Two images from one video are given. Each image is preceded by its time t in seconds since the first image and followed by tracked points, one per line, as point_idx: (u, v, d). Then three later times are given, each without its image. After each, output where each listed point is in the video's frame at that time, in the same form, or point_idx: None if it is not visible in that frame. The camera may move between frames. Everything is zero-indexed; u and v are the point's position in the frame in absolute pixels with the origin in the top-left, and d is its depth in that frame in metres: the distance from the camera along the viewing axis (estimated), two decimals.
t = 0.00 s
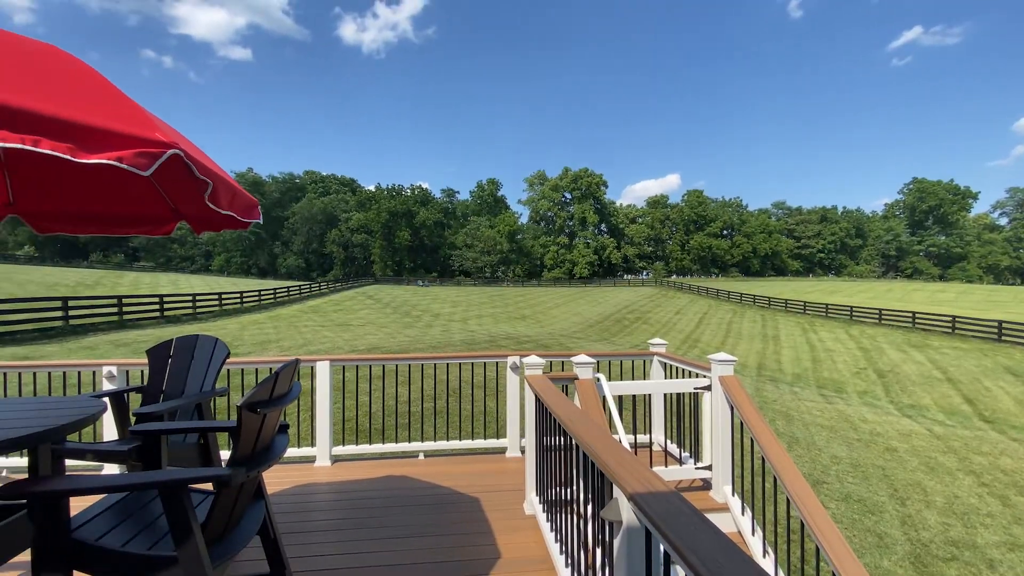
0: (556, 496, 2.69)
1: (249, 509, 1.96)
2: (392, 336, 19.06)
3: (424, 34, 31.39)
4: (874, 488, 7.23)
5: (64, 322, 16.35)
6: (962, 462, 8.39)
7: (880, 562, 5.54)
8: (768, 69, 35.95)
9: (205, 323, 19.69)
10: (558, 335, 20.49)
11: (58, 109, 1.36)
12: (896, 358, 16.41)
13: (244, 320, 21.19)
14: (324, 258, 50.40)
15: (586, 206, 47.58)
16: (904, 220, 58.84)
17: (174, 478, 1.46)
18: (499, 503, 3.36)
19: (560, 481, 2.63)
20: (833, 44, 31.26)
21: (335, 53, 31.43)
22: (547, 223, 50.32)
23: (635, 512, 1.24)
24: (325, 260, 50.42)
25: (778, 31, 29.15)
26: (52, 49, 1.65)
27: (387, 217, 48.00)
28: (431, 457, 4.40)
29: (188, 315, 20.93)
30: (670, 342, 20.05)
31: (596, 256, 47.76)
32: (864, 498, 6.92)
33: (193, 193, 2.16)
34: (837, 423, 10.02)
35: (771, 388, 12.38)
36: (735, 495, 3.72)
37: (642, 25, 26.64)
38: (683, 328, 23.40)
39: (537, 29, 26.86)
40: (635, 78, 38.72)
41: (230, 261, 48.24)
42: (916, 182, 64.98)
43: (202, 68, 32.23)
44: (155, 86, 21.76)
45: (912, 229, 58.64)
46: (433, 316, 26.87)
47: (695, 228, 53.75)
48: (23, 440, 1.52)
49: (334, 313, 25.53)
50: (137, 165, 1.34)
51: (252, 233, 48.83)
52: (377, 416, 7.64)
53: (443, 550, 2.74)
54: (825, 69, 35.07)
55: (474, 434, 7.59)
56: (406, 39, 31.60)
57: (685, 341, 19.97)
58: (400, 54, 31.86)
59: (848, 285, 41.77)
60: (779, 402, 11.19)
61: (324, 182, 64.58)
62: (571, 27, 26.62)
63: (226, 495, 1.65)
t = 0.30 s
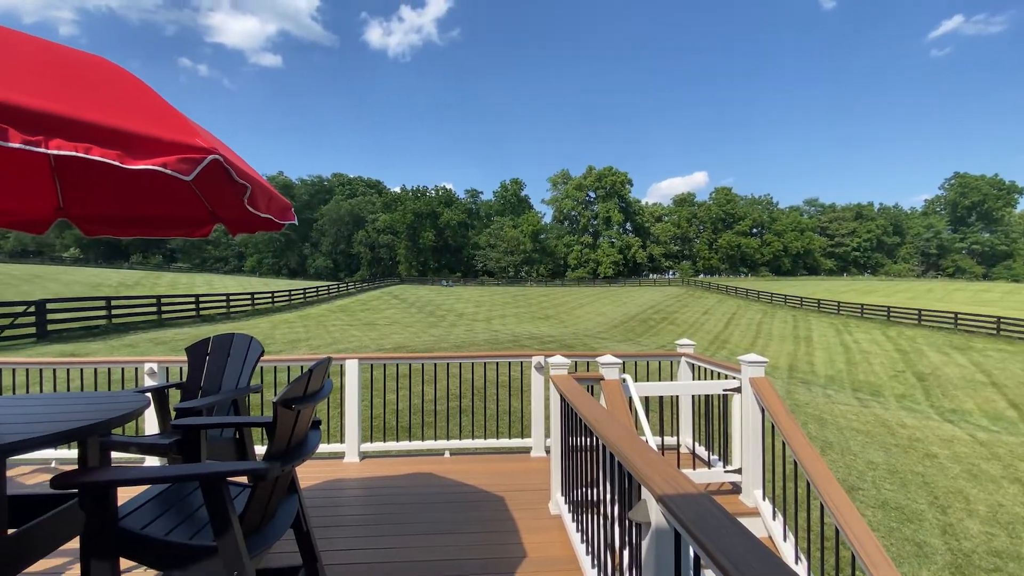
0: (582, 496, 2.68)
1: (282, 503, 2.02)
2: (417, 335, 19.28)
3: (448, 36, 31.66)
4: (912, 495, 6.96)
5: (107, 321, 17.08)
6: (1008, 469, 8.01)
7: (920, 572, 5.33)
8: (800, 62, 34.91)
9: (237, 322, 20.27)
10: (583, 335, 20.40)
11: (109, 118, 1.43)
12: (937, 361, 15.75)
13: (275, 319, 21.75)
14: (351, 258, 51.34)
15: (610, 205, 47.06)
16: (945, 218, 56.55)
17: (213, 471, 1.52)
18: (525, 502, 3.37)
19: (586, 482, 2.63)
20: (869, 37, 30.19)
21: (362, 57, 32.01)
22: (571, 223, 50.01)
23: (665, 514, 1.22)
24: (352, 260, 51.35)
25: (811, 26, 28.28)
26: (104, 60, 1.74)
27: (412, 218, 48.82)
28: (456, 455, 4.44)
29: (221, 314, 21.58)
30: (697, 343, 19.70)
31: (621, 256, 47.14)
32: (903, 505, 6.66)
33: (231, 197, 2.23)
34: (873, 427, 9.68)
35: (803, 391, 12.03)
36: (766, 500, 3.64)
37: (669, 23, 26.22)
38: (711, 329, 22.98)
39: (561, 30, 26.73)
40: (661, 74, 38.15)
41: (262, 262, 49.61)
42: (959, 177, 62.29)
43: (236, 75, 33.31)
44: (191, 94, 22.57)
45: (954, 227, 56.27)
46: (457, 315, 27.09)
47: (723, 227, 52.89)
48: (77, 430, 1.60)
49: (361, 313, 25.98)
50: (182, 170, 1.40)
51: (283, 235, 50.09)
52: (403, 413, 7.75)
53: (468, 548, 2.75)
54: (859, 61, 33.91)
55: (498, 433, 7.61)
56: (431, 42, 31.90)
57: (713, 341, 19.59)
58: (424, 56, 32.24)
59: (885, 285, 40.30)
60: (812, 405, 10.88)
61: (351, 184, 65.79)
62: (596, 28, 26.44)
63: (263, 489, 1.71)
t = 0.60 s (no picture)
0: (608, 497, 2.67)
1: (315, 497, 2.07)
2: (442, 334, 19.46)
3: (473, 37, 31.88)
4: (953, 503, 6.68)
5: (146, 320, 17.76)
6: None
7: None
8: (833, 55, 33.85)
9: (268, 321, 20.80)
10: (607, 335, 20.26)
11: (157, 127, 1.50)
12: (980, 363, 15.06)
13: (304, 318, 22.25)
14: (377, 259, 52.13)
15: (635, 204, 46.44)
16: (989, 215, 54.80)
17: (248, 464, 1.57)
18: (550, 502, 3.37)
19: (613, 484, 2.60)
20: (907, 28, 29.10)
21: (387, 59, 32.52)
22: (595, 222, 49.57)
23: (693, 517, 1.21)
24: (378, 261, 52.14)
25: (845, 20, 27.38)
26: (148, 70, 1.81)
27: (436, 219, 49.42)
28: (481, 454, 4.47)
29: (253, 313, 22.19)
30: (725, 344, 19.32)
31: (646, 255, 46.46)
32: (942, 513, 6.41)
33: (266, 201, 2.30)
34: (911, 432, 9.32)
35: (836, 394, 11.65)
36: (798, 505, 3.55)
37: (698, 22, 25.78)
38: (739, 330, 22.51)
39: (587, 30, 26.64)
40: (689, 69, 37.58)
41: (292, 262, 50.83)
42: (1004, 172, 59.72)
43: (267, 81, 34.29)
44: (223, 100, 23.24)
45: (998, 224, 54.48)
46: (480, 315, 27.21)
47: (753, 225, 51.96)
48: (122, 425, 1.67)
49: (387, 312, 26.38)
50: (220, 174, 1.45)
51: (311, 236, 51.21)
52: (429, 412, 7.84)
53: (493, 547, 2.77)
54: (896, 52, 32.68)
55: (521, 433, 7.59)
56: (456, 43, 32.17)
57: (742, 342, 19.18)
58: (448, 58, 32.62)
59: (924, 284, 38.78)
60: (845, 408, 10.54)
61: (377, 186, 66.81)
62: (622, 27, 26.32)
63: (296, 483, 1.76)
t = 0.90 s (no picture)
0: (634, 499, 2.65)
1: (344, 493, 2.11)
2: (465, 334, 19.56)
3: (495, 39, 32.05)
4: (996, 512, 6.38)
5: (181, 318, 18.37)
6: None
7: None
8: (865, 47, 32.82)
9: (295, 320, 21.26)
10: (631, 335, 20.06)
11: (195, 133, 1.56)
12: None
13: (330, 318, 22.65)
14: (401, 259, 52.78)
15: (660, 202, 45.76)
16: None
17: (281, 459, 1.61)
18: (574, 503, 3.35)
19: (639, 486, 2.58)
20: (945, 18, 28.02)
21: (411, 61, 33.02)
22: (619, 220, 49.14)
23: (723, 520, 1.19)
24: (402, 261, 52.81)
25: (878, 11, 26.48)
26: (186, 78, 1.88)
27: (459, 219, 49.99)
28: (505, 453, 4.49)
29: (282, 312, 22.73)
30: (753, 345, 18.89)
31: (671, 255, 45.73)
32: (984, 523, 6.13)
33: (297, 203, 2.36)
34: (950, 438, 8.94)
35: (870, 397, 11.28)
36: (831, 511, 3.45)
37: (723, 21, 25.49)
38: (767, 330, 22.01)
39: (610, 29, 26.63)
40: (714, 64, 37.02)
41: (319, 263, 51.88)
42: None
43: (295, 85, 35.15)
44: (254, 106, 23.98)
45: None
46: (503, 315, 27.24)
47: (782, 223, 51.10)
48: (162, 419, 1.73)
49: (411, 312, 26.67)
50: (255, 178, 1.49)
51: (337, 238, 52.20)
52: (452, 411, 7.89)
53: (519, 546, 2.78)
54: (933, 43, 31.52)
55: (545, 433, 7.56)
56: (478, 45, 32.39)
57: (770, 343, 18.74)
58: (471, 58, 33.00)
59: (965, 283, 37.26)
60: (880, 412, 10.18)
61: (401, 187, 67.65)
62: (645, 25, 26.21)
63: (327, 478, 1.80)
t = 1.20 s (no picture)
0: (658, 502, 2.62)
1: (370, 490, 2.14)
2: (487, 334, 19.62)
3: (517, 39, 32.10)
4: None
5: (212, 318, 18.94)
6: None
7: None
8: (900, 39, 31.69)
9: (320, 320, 21.68)
10: (654, 336, 19.83)
11: (230, 138, 1.60)
12: None
13: (355, 317, 23.05)
14: (423, 259, 53.28)
15: (684, 200, 45.06)
16: None
17: (309, 455, 1.65)
18: (597, 504, 3.34)
19: (664, 488, 2.55)
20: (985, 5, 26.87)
21: (433, 62, 33.20)
22: (642, 220, 48.48)
23: (751, 524, 1.16)
24: (425, 261, 53.31)
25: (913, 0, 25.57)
26: (220, 85, 1.94)
27: (480, 219, 50.35)
28: (526, 452, 4.51)
29: (308, 312, 23.24)
30: (781, 345, 18.47)
31: (695, 254, 44.96)
32: None
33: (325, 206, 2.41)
34: (992, 444, 8.56)
35: (905, 401, 10.89)
36: (864, 517, 3.34)
37: (750, 19, 25.01)
38: (796, 331, 21.48)
39: (633, 27, 26.34)
40: (741, 60, 36.24)
41: (343, 263, 52.80)
42: None
43: (321, 90, 35.92)
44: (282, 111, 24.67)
45: None
46: (524, 315, 27.25)
47: (810, 221, 49.95)
48: (198, 415, 1.79)
49: (433, 312, 26.95)
50: (286, 181, 1.53)
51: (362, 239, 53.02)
52: (474, 411, 7.97)
53: (541, 546, 2.78)
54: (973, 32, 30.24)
55: (567, 434, 7.53)
56: (501, 45, 32.45)
57: (799, 344, 18.26)
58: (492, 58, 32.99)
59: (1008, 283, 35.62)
60: (915, 416, 9.84)
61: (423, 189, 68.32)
62: (668, 22, 25.85)
63: (355, 475, 1.84)
